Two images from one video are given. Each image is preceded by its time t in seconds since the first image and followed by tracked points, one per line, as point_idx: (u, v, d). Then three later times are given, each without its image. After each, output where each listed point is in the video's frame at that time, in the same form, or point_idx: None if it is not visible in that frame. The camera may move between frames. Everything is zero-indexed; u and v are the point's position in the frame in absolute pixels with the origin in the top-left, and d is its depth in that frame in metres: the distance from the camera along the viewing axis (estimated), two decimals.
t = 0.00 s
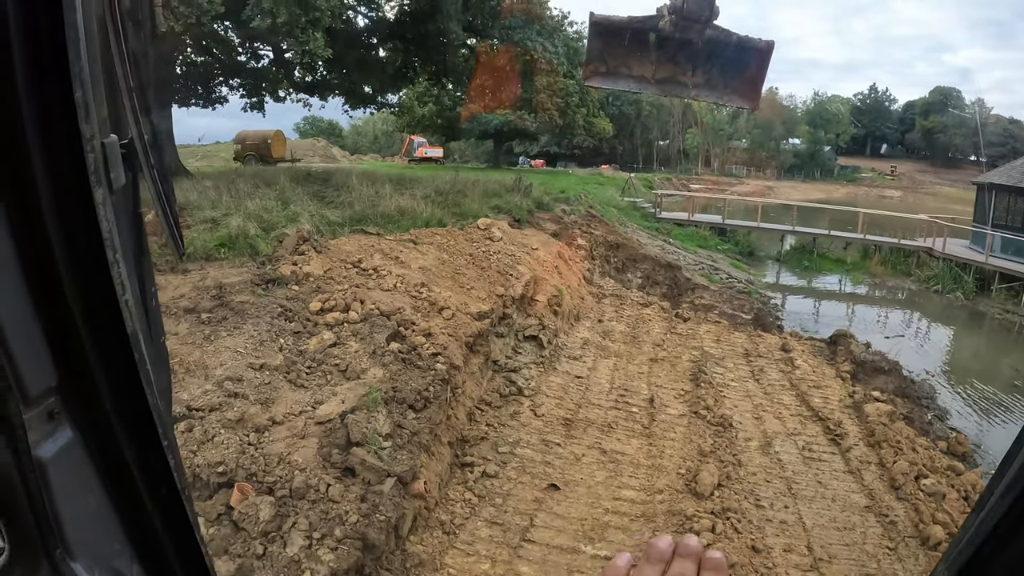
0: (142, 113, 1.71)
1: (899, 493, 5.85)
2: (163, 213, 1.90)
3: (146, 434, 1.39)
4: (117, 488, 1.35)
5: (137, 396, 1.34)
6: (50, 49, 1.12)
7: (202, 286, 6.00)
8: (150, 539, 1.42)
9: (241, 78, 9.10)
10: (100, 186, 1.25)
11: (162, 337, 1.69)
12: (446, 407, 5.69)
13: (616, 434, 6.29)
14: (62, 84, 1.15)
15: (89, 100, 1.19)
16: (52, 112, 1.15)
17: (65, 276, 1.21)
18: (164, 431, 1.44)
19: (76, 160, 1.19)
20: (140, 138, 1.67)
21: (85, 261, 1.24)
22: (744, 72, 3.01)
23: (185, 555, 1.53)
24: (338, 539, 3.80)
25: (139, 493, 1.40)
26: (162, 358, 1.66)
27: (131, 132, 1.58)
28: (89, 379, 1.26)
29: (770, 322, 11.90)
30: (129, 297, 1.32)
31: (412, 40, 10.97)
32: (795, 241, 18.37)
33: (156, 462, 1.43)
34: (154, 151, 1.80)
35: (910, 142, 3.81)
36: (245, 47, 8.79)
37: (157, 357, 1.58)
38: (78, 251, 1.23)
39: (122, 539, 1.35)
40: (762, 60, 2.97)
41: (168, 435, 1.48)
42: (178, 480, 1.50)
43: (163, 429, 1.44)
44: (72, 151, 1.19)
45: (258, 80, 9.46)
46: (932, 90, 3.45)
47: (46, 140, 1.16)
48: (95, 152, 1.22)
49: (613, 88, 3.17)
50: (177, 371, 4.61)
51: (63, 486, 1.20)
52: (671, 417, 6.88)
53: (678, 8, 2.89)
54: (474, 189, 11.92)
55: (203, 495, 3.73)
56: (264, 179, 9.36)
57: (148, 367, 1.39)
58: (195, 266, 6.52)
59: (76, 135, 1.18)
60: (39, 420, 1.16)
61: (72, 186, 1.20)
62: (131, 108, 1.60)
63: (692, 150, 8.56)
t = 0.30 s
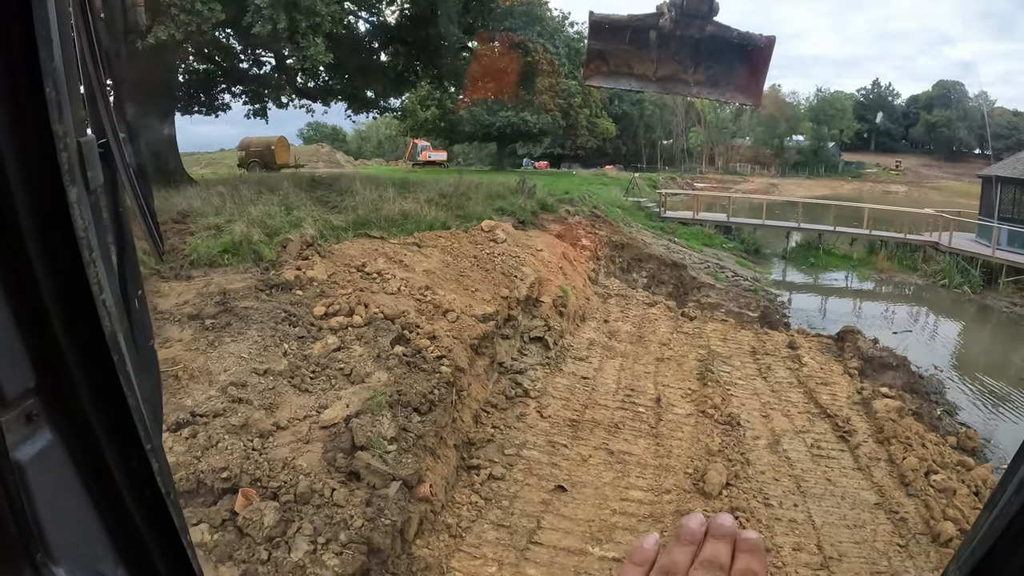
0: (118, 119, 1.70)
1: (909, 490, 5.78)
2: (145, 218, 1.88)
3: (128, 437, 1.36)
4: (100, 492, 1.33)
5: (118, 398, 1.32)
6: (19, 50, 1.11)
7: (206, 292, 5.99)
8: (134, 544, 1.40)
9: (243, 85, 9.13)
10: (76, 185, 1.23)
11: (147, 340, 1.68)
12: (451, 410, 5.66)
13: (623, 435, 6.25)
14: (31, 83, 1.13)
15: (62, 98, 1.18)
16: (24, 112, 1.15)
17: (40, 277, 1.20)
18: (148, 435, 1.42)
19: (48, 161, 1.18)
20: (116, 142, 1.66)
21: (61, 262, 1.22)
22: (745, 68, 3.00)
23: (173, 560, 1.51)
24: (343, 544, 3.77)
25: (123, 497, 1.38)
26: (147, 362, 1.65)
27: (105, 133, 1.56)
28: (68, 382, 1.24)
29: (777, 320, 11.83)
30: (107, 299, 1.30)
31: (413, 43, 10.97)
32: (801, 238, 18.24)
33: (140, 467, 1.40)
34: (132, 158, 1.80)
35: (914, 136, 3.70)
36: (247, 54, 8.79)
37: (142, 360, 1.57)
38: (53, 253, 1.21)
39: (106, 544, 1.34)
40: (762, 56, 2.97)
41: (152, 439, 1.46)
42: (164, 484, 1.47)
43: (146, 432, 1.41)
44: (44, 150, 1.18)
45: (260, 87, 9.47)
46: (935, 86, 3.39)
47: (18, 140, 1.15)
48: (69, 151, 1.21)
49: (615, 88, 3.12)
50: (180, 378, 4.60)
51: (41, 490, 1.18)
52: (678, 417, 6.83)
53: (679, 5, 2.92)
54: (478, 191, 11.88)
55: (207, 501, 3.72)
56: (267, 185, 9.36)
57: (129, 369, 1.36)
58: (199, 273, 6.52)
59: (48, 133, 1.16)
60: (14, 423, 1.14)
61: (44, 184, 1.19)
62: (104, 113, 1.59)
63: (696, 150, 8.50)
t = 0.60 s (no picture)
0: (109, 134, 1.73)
1: (923, 486, 5.73)
2: (141, 230, 1.90)
3: (126, 442, 1.37)
4: (99, 499, 1.33)
5: (114, 404, 1.33)
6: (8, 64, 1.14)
7: (216, 298, 6.02)
8: (133, 551, 1.41)
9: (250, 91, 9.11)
10: (67, 195, 1.25)
11: (145, 349, 1.69)
12: (462, 411, 5.67)
13: (635, 434, 6.21)
14: (21, 95, 1.17)
15: (50, 109, 1.21)
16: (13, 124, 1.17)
17: (33, 285, 1.21)
18: (146, 441, 1.42)
19: (37, 171, 1.21)
20: (107, 153, 1.67)
21: (54, 271, 1.24)
22: (751, 62, 2.97)
23: (174, 567, 1.51)
24: (354, 547, 3.78)
25: (122, 504, 1.38)
26: (145, 371, 1.66)
27: (96, 144, 1.58)
28: (63, 389, 1.25)
29: (789, 316, 11.76)
30: (101, 306, 1.32)
31: (418, 46, 10.98)
32: (811, 234, 18.10)
33: (138, 473, 1.40)
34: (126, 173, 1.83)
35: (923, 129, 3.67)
36: (254, 60, 8.80)
37: (138, 368, 1.58)
38: (45, 262, 1.23)
39: (106, 550, 1.34)
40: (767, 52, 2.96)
41: (150, 446, 1.46)
42: (163, 490, 1.48)
43: (143, 438, 1.42)
44: (33, 159, 1.20)
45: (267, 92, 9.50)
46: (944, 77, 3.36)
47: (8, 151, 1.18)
48: (60, 160, 1.23)
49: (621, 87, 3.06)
50: (191, 383, 4.62)
51: (40, 496, 1.19)
52: (690, 415, 6.78)
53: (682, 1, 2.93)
54: (487, 192, 11.86)
55: (219, 506, 3.73)
56: (276, 190, 9.39)
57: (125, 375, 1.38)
58: (208, 278, 6.57)
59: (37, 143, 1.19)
60: (13, 430, 1.15)
61: (35, 194, 1.21)
62: (95, 127, 1.62)
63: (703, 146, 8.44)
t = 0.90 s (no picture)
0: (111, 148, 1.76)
1: (940, 481, 5.67)
2: (145, 238, 1.93)
3: (132, 449, 1.39)
4: (107, 505, 1.35)
5: (119, 411, 1.35)
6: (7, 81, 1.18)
7: (229, 302, 6.07)
8: (143, 557, 1.42)
9: (259, 96, 9.17)
10: (69, 207, 1.28)
11: (152, 358, 1.71)
12: (475, 412, 5.67)
13: (650, 432, 6.16)
14: (20, 109, 1.20)
15: (49, 122, 1.24)
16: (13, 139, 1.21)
17: (37, 295, 1.24)
18: (152, 446, 1.45)
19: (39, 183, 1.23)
20: (108, 165, 1.70)
21: (58, 281, 1.26)
22: (758, 60, 2.95)
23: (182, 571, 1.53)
24: (369, 548, 3.80)
25: (130, 510, 1.40)
26: (151, 378, 1.68)
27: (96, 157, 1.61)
28: (69, 396, 1.27)
29: (803, 311, 11.66)
30: (104, 315, 1.35)
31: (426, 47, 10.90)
32: (825, 228, 17.92)
33: (146, 478, 1.43)
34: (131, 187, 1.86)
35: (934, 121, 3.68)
36: (263, 65, 8.83)
37: (144, 376, 1.60)
38: (50, 272, 1.25)
39: (116, 555, 1.36)
40: (778, 47, 2.91)
41: (157, 451, 1.48)
42: (170, 494, 1.50)
43: (150, 444, 1.44)
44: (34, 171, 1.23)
45: (278, 97, 9.55)
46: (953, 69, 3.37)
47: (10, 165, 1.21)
48: (61, 173, 1.26)
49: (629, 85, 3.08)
50: (205, 388, 4.65)
51: (50, 503, 1.20)
52: (705, 413, 6.75)
53: None
54: (498, 192, 11.84)
55: (234, 509, 3.76)
56: (288, 195, 9.44)
57: (130, 382, 1.40)
58: (222, 283, 6.62)
59: (38, 157, 1.21)
60: (22, 438, 1.17)
61: (37, 206, 1.24)
62: (95, 142, 1.65)
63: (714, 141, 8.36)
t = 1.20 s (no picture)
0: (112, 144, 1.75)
1: (944, 479, 5.65)
2: (147, 233, 1.92)
3: (133, 446, 1.39)
4: (108, 502, 1.35)
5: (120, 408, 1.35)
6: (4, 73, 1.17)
7: (232, 302, 6.07)
8: (146, 556, 1.42)
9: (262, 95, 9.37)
10: (69, 201, 1.28)
11: (154, 355, 1.71)
12: (479, 410, 5.66)
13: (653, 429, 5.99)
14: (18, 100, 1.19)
15: (50, 115, 1.23)
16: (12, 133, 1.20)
17: (37, 291, 1.23)
18: (154, 444, 1.45)
19: (39, 178, 1.23)
20: (109, 159, 1.69)
21: (58, 276, 1.27)
22: (760, 59, 2.95)
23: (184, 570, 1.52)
24: (373, 547, 3.79)
25: (131, 507, 1.40)
26: (153, 376, 1.68)
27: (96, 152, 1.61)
28: (69, 393, 1.27)
29: (806, 310, 11.63)
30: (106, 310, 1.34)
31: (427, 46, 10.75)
32: (828, 226, 17.84)
33: (147, 476, 1.42)
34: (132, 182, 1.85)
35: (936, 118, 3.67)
36: (265, 65, 8.94)
37: (145, 372, 1.60)
38: (50, 267, 1.25)
39: (118, 554, 1.36)
40: (779, 44, 2.90)
41: (159, 448, 1.48)
42: (172, 492, 1.49)
43: (152, 441, 1.44)
44: (33, 165, 1.23)
45: (280, 96, 9.58)
46: (957, 66, 3.37)
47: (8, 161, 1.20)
48: (60, 166, 1.26)
49: (630, 83, 3.06)
50: (208, 387, 4.66)
51: (49, 501, 1.20)
52: (709, 411, 6.73)
53: None
54: (501, 190, 11.81)
55: (237, 508, 3.76)
56: (290, 194, 9.43)
57: (131, 378, 1.40)
58: (224, 283, 6.62)
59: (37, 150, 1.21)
60: (21, 435, 1.17)
61: (36, 200, 1.23)
62: (94, 138, 1.64)
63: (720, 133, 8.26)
